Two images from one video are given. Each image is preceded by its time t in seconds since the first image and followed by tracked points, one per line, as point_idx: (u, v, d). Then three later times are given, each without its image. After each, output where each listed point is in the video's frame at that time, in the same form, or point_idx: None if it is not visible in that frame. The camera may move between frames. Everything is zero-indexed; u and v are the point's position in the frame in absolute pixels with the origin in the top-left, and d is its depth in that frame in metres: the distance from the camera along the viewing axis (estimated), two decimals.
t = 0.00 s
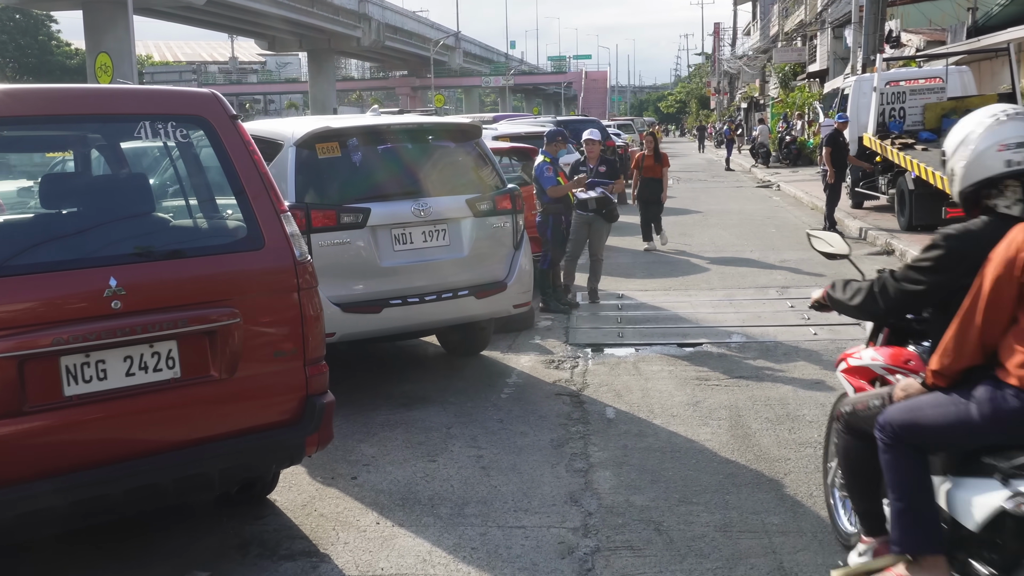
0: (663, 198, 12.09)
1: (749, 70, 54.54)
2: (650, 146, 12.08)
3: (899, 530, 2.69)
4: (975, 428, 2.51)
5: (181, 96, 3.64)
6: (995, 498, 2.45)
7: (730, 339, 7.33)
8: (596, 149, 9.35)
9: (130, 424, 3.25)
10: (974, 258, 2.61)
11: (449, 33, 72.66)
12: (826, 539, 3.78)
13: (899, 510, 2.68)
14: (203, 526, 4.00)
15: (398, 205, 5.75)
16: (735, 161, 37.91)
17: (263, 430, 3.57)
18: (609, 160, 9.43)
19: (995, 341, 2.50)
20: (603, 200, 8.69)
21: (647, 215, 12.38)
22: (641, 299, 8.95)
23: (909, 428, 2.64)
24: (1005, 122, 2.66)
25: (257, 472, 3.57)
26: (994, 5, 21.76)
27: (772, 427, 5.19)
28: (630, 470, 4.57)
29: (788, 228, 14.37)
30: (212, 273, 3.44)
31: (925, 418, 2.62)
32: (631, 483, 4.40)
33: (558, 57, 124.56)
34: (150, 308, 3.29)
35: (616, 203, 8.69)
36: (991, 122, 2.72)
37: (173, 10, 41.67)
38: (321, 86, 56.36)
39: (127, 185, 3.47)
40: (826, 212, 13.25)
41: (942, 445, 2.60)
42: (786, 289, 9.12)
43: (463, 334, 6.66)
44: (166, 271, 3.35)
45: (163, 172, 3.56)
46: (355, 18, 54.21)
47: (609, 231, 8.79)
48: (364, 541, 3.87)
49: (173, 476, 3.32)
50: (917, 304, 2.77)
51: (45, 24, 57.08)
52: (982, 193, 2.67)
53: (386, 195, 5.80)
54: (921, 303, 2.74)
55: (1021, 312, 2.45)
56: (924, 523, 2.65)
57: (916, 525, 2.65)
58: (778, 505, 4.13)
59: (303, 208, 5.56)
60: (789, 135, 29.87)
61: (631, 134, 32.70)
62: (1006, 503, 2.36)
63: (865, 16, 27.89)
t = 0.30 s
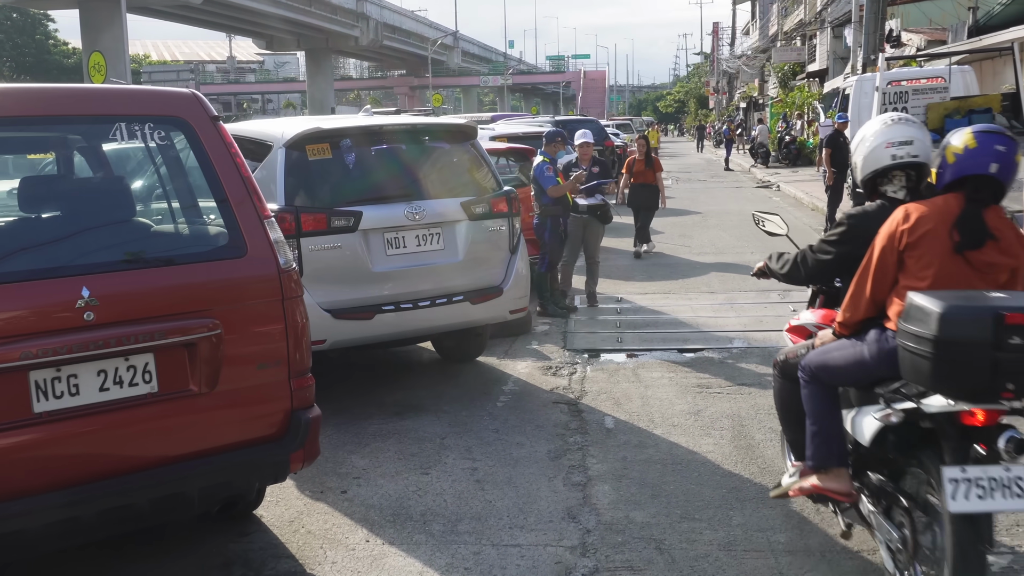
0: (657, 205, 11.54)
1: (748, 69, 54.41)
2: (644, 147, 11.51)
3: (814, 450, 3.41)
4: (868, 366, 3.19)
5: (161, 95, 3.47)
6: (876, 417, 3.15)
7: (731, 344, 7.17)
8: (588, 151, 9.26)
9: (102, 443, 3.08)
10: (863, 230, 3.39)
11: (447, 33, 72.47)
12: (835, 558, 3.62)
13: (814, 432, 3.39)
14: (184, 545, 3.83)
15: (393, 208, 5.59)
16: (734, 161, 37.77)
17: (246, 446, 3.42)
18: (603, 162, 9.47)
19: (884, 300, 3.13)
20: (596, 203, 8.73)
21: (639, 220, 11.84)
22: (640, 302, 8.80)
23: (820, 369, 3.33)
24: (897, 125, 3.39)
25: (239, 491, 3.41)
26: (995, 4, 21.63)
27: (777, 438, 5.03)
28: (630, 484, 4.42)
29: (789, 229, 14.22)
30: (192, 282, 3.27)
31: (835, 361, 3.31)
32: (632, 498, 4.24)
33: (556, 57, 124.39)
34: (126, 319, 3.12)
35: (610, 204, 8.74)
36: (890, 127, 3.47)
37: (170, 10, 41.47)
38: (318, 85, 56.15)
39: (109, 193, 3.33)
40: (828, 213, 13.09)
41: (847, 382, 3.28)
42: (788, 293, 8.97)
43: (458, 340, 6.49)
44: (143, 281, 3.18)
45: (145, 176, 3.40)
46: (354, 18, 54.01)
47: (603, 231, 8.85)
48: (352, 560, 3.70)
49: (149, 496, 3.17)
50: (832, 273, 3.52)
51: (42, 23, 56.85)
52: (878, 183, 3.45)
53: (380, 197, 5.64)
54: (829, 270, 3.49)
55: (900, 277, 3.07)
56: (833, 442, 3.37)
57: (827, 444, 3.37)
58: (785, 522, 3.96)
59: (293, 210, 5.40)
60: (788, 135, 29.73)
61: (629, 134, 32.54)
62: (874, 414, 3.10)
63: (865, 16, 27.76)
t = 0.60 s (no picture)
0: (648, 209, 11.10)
1: (747, 70, 54.26)
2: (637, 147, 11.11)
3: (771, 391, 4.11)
4: (812, 319, 3.93)
5: (143, 93, 3.31)
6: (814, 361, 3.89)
7: (734, 349, 7.03)
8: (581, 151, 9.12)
9: (78, 457, 2.93)
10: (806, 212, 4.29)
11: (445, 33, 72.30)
12: None
13: (769, 377, 4.11)
14: (167, 562, 3.68)
15: (387, 209, 5.44)
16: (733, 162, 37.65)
17: (230, 459, 3.26)
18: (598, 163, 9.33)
19: (824, 264, 3.92)
20: (593, 203, 8.61)
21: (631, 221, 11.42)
22: (640, 305, 8.65)
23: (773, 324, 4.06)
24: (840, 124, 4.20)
25: (223, 506, 3.26)
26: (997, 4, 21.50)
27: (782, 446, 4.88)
28: (631, 495, 4.26)
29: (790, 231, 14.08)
30: (172, 287, 3.12)
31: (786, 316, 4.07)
32: (633, 510, 4.09)
33: (555, 57, 124.27)
34: (103, 327, 2.97)
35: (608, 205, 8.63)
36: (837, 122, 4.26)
37: (168, 10, 41.29)
38: (317, 86, 55.98)
39: (93, 198, 3.19)
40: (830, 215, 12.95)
41: (798, 335, 4.00)
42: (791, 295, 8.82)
43: (455, 345, 6.34)
44: (121, 287, 3.03)
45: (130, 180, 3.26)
46: (352, 18, 53.85)
47: (598, 232, 8.69)
48: None
49: (127, 513, 3.01)
50: (786, 240, 4.47)
51: (40, 23, 56.66)
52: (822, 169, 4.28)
53: (374, 197, 5.48)
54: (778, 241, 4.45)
55: (835, 246, 3.88)
56: (787, 386, 4.07)
57: (780, 387, 4.08)
58: (793, 536, 3.82)
59: (285, 212, 5.25)
60: (788, 135, 29.59)
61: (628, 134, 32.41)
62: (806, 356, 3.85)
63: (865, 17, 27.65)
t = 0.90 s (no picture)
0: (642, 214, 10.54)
1: (746, 69, 54.08)
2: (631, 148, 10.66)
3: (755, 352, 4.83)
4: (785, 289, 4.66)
5: (124, 86, 3.11)
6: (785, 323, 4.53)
7: (740, 352, 6.85)
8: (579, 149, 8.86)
9: (52, 473, 2.75)
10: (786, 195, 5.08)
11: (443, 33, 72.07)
12: None
13: (754, 340, 4.81)
14: None
15: (383, 208, 5.26)
16: (732, 162, 37.50)
17: (214, 474, 3.08)
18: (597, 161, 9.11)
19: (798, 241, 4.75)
20: (592, 202, 8.36)
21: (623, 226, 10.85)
22: (642, 307, 8.47)
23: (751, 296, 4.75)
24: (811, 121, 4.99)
25: (209, 524, 3.07)
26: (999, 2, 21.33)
27: (792, 455, 4.70)
28: (638, 507, 4.08)
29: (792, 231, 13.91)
30: (152, 291, 2.93)
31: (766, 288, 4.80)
32: (640, 524, 3.91)
33: (553, 57, 124.06)
34: (78, 334, 2.78)
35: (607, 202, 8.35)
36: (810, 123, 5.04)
37: (164, 8, 41.04)
38: (314, 85, 55.73)
39: (75, 200, 3.00)
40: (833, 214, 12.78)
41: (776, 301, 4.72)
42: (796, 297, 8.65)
43: (453, 348, 6.15)
44: (98, 291, 2.83)
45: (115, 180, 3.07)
46: (349, 17, 53.62)
47: (598, 232, 8.46)
48: None
49: (104, 533, 2.82)
50: (770, 223, 5.20)
51: (35, 22, 56.38)
52: (800, 162, 5.03)
53: (370, 197, 5.30)
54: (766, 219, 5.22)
55: (807, 226, 4.72)
56: (768, 346, 4.78)
57: (762, 348, 4.79)
58: (808, 552, 3.63)
59: (277, 211, 5.06)
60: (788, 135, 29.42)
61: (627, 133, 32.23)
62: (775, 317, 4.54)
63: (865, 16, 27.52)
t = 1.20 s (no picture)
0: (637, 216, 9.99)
1: (742, 69, 53.96)
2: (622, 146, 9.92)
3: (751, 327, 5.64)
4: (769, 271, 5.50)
5: (102, 85, 2.92)
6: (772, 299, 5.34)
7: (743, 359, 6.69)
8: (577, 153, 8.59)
9: (25, 500, 2.57)
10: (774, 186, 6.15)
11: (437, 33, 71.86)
12: None
13: (750, 317, 5.64)
14: None
15: (377, 213, 5.08)
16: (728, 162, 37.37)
17: (197, 499, 2.90)
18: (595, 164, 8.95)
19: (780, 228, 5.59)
20: (592, 205, 8.14)
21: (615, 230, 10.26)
22: (643, 311, 8.31)
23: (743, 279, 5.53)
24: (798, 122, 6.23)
25: (195, 551, 2.90)
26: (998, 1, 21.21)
27: (803, 468, 4.53)
28: (645, 525, 3.91)
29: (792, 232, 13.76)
30: (131, 304, 2.75)
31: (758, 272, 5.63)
32: (647, 544, 3.74)
33: (548, 57, 123.98)
34: (54, 352, 2.60)
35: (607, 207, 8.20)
36: (800, 124, 6.30)
37: (157, 8, 40.82)
38: (308, 85, 55.52)
39: (55, 206, 2.81)
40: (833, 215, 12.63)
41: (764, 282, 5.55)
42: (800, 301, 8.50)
43: (450, 356, 5.98)
44: (74, 306, 2.66)
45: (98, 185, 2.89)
46: (344, 17, 53.44)
47: (597, 235, 8.26)
48: None
49: (83, 564, 2.65)
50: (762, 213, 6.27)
51: (29, 22, 56.12)
52: (790, 157, 6.28)
53: (364, 201, 5.13)
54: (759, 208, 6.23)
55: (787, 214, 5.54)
56: (761, 321, 5.59)
57: (757, 324, 5.59)
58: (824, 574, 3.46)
59: (268, 216, 4.89)
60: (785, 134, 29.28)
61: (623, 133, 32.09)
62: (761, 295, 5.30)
63: (863, 15, 27.41)
